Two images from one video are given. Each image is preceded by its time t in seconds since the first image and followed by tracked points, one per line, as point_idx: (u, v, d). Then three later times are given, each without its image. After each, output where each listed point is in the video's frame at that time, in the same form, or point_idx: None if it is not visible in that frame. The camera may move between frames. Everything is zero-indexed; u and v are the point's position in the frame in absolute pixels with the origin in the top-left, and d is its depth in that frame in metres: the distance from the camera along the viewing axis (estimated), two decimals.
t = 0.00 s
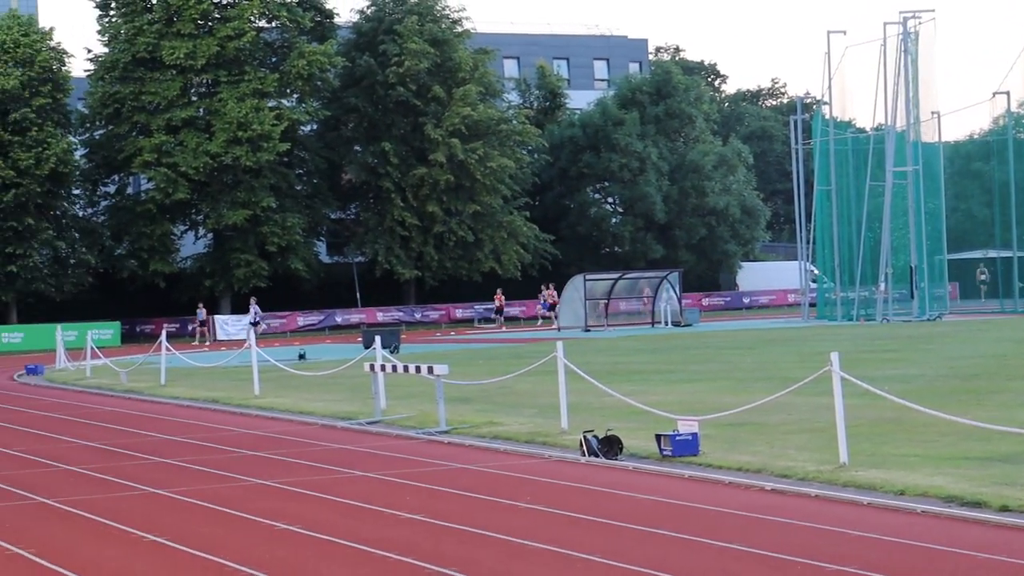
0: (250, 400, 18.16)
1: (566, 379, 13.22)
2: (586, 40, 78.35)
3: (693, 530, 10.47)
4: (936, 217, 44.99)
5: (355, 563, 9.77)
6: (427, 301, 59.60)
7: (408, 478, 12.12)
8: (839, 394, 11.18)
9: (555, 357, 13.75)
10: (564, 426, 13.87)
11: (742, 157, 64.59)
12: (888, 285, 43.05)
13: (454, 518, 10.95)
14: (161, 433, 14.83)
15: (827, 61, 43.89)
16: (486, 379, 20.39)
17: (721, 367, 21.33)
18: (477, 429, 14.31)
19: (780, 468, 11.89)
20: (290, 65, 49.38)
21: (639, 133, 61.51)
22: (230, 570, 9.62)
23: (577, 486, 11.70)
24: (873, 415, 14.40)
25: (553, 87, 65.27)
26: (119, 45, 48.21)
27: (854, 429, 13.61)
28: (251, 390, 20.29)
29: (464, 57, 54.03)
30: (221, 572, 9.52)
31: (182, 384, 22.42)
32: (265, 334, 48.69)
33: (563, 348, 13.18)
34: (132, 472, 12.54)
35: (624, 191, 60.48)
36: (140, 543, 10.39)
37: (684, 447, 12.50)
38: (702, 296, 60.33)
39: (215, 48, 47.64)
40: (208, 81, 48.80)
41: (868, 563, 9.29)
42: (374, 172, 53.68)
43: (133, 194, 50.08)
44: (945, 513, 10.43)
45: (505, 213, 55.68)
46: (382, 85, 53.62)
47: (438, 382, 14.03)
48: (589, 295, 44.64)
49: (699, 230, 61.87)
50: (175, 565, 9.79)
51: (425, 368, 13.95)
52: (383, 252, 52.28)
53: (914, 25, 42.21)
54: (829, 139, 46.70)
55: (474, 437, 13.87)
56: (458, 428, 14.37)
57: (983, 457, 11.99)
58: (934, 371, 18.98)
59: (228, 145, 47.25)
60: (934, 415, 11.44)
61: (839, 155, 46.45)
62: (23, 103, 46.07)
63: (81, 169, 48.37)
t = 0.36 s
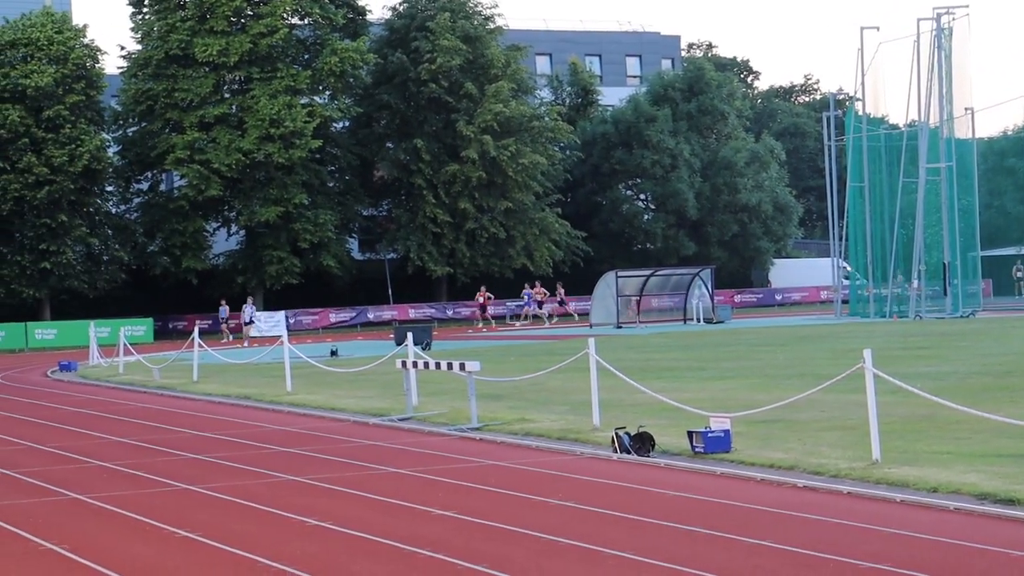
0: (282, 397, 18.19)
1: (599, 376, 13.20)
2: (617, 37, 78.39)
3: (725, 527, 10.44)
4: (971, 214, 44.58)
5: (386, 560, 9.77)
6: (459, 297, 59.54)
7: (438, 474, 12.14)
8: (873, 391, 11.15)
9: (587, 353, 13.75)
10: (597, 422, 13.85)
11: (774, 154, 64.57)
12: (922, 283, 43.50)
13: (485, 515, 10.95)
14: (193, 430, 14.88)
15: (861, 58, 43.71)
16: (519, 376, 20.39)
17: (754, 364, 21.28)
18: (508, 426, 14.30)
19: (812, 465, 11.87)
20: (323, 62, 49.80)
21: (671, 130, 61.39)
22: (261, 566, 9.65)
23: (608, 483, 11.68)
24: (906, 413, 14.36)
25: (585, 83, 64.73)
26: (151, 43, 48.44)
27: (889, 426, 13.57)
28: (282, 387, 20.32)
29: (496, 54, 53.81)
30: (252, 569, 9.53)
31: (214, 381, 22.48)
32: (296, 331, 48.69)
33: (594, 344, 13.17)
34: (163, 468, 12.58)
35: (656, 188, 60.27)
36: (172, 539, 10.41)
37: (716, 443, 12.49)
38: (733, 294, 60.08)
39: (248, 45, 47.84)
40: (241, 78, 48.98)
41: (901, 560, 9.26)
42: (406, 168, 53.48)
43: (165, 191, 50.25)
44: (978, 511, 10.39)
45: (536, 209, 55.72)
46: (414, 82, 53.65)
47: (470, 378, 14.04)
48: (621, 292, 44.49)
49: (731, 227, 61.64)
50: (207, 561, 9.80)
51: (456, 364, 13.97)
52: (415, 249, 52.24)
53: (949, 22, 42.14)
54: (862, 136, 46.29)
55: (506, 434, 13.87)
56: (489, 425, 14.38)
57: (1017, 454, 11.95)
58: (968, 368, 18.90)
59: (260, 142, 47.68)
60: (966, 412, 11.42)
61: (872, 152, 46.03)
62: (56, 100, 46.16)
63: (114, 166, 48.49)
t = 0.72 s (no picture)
0: (301, 394, 18.23)
1: (617, 373, 13.20)
2: (637, 33, 78.27)
3: (745, 524, 10.42)
4: (990, 211, 44.76)
5: (405, 557, 9.77)
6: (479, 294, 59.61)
7: (458, 471, 12.13)
8: (892, 388, 11.14)
9: (606, 350, 13.73)
10: (615, 420, 13.85)
11: (793, 151, 64.42)
12: (941, 280, 43.46)
13: (504, 512, 10.94)
14: (213, 427, 14.90)
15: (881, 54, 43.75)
16: (538, 373, 20.41)
17: (773, 361, 21.26)
18: (527, 423, 14.32)
19: (831, 462, 11.85)
20: (342, 59, 50.02)
21: (691, 127, 61.31)
22: (280, 563, 9.65)
23: (628, 480, 11.68)
24: (926, 410, 14.34)
25: (604, 81, 65.10)
26: (171, 40, 48.69)
27: (909, 423, 13.55)
28: (301, 383, 20.34)
29: (516, 51, 53.81)
30: (272, 567, 9.54)
31: (234, 377, 22.51)
32: (316, 327, 48.81)
33: (613, 341, 13.15)
34: (183, 465, 12.59)
35: (675, 185, 60.18)
36: (191, 536, 10.43)
37: (735, 441, 12.48)
38: (753, 291, 59.86)
39: (268, 42, 48.06)
40: (261, 75, 49.13)
41: (921, 558, 9.23)
42: (424, 166, 53.59)
43: (185, 188, 50.44)
44: (998, 508, 10.35)
45: (555, 207, 55.73)
46: (433, 79, 53.70)
47: (488, 375, 14.06)
48: (639, 288, 44.33)
49: (750, 224, 61.79)
50: (226, 558, 9.82)
51: (475, 362, 13.97)
52: (434, 246, 52.30)
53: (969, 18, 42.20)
54: (882, 133, 46.50)
55: (525, 430, 13.87)
56: (508, 422, 14.39)
57: None
58: (988, 366, 18.86)
59: (279, 139, 47.84)
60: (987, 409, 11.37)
61: (892, 148, 46.16)
62: (77, 98, 46.20)
63: (134, 162, 48.58)
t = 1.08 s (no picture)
0: (319, 391, 18.26)
1: (635, 371, 13.18)
2: (655, 31, 78.22)
3: (764, 522, 10.41)
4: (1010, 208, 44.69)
5: (423, 555, 9.77)
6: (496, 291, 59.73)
7: (477, 469, 12.13)
8: (911, 386, 11.11)
9: (624, 348, 13.71)
10: (634, 418, 13.84)
11: (811, 148, 64.19)
12: (961, 277, 43.23)
13: (523, 510, 10.94)
14: (232, 424, 14.92)
15: (899, 52, 43.73)
16: (556, 371, 20.43)
17: (792, 359, 21.24)
18: (545, 421, 14.32)
19: (850, 460, 11.83)
20: (359, 57, 50.06)
21: (708, 124, 61.34)
22: (299, 560, 9.66)
23: (647, 478, 11.68)
24: (946, 408, 14.31)
25: (622, 79, 65.20)
26: (189, 38, 48.89)
27: (928, 422, 13.52)
28: (319, 381, 20.38)
29: (533, 48, 53.68)
30: (290, 564, 9.55)
31: (253, 375, 22.57)
32: (334, 325, 49.12)
33: (631, 338, 13.14)
34: (202, 462, 12.61)
35: (692, 183, 60.28)
36: (210, 532, 10.44)
37: (753, 439, 12.47)
38: (771, 288, 59.61)
39: (285, 40, 48.23)
40: (278, 74, 49.16)
41: (940, 557, 9.21)
42: (442, 163, 53.61)
43: (203, 186, 50.52)
44: (1017, 507, 10.32)
45: (573, 204, 55.74)
46: (451, 77, 53.69)
47: (506, 373, 14.06)
48: (658, 287, 44.09)
49: (768, 221, 61.55)
50: (246, 555, 9.82)
51: (493, 359, 13.98)
52: (451, 244, 52.40)
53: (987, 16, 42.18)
54: (900, 130, 46.28)
55: (543, 428, 13.87)
56: (526, 420, 14.40)
57: None
58: (1008, 364, 18.80)
59: (297, 137, 47.88)
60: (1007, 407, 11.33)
61: (910, 146, 46.13)
62: (95, 96, 46.43)
63: (152, 161, 48.83)
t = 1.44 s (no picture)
0: (346, 388, 18.29)
1: (661, 368, 13.17)
2: (681, 28, 78.10)
3: (791, 519, 10.39)
4: None
5: (447, 551, 9.78)
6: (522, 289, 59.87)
7: (503, 466, 12.15)
8: (939, 383, 11.10)
9: (650, 345, 13.71)
10: (660, 415, 13.84)
11: (839, 145, 63.66)
12: (989, 274, 42.96)
13: (548, 506, 10.95)
14: (259, 421, 14.97)
15: (928, 48, 43.60)
16: (582, 368, 20.43)
17: (819, 356, 21.18)
18: (571, 418, 14.32)
19: (877, 458, 11.80)
20: (385, 54, 49.87)
21: (735, 121, 61.39)
22: (326, 556, 9.69)
23: (673, 474, 11.69)
24: (974, 406, 14.26)
25: (648, 75, 65.25)
26: (216, 36, 49.09)
27: (957, 419, 13.48)
28: (345, 378, 20.42)
29: (559, 46, 53.78)
30: (316, 559, 9.58)
31: (278, 371, 22.63)
32: (360, 322, 48.98)
33: (658, 335, 13.13)
34: (229, 459, 12.65)
35: (719, 179, 60.18)
36: (236, 529, 10.47)
37: (780, 436, 12.45)
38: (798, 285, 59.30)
39: (311, 38, 48.36)
40: (305, 71, 49.46)
41: (968, 554, 9.19)
42: (468, 160, 53.63)
43: (230, 183, 50.75)
44: None
45: (598, 201, 55.62)
46: (477, 74, 53.75)
47: (531, 370, 14.08)
48: (683, 283, 44.32)
49: (795, 219, 61.27)
50: (273, 551, 9.86)
51: (519, 356, 13.99)
52: (478, 241, 52.50)
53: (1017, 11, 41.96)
54: (927, 127, 46.65)
55: (568, 425, 13.88)
56: (552, 416, 14.40)
57: None
58: None
59: (323, 134, 48.00)
60: None
61: (938, 143, 46.49)
62: (122, 94, 46.57)
63: (179, 158, 48.97)
